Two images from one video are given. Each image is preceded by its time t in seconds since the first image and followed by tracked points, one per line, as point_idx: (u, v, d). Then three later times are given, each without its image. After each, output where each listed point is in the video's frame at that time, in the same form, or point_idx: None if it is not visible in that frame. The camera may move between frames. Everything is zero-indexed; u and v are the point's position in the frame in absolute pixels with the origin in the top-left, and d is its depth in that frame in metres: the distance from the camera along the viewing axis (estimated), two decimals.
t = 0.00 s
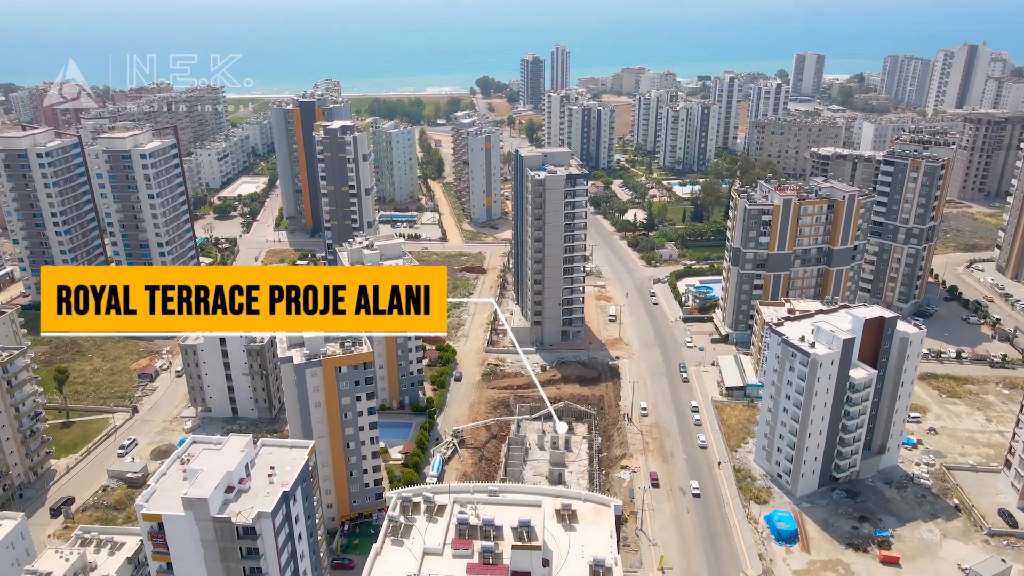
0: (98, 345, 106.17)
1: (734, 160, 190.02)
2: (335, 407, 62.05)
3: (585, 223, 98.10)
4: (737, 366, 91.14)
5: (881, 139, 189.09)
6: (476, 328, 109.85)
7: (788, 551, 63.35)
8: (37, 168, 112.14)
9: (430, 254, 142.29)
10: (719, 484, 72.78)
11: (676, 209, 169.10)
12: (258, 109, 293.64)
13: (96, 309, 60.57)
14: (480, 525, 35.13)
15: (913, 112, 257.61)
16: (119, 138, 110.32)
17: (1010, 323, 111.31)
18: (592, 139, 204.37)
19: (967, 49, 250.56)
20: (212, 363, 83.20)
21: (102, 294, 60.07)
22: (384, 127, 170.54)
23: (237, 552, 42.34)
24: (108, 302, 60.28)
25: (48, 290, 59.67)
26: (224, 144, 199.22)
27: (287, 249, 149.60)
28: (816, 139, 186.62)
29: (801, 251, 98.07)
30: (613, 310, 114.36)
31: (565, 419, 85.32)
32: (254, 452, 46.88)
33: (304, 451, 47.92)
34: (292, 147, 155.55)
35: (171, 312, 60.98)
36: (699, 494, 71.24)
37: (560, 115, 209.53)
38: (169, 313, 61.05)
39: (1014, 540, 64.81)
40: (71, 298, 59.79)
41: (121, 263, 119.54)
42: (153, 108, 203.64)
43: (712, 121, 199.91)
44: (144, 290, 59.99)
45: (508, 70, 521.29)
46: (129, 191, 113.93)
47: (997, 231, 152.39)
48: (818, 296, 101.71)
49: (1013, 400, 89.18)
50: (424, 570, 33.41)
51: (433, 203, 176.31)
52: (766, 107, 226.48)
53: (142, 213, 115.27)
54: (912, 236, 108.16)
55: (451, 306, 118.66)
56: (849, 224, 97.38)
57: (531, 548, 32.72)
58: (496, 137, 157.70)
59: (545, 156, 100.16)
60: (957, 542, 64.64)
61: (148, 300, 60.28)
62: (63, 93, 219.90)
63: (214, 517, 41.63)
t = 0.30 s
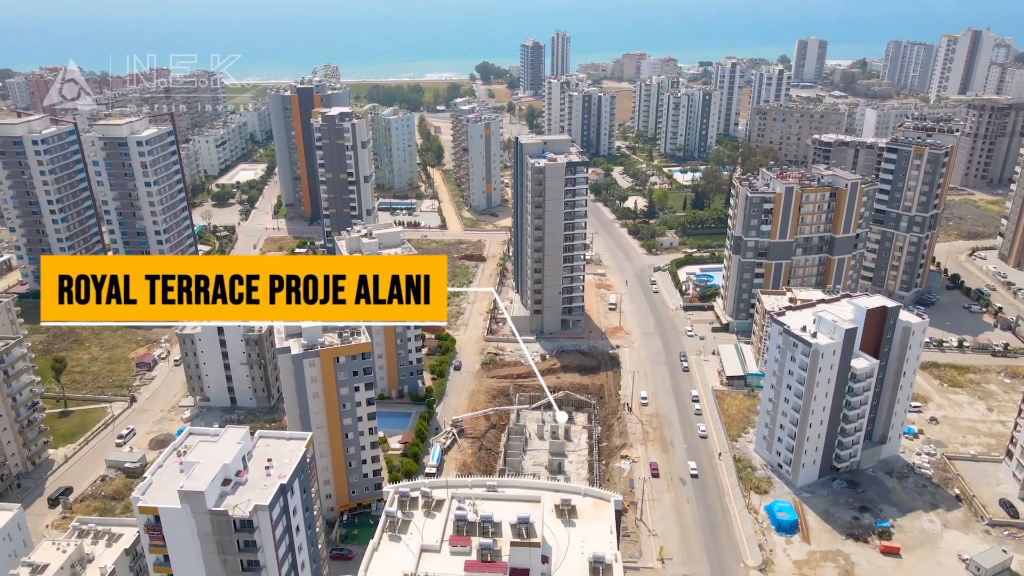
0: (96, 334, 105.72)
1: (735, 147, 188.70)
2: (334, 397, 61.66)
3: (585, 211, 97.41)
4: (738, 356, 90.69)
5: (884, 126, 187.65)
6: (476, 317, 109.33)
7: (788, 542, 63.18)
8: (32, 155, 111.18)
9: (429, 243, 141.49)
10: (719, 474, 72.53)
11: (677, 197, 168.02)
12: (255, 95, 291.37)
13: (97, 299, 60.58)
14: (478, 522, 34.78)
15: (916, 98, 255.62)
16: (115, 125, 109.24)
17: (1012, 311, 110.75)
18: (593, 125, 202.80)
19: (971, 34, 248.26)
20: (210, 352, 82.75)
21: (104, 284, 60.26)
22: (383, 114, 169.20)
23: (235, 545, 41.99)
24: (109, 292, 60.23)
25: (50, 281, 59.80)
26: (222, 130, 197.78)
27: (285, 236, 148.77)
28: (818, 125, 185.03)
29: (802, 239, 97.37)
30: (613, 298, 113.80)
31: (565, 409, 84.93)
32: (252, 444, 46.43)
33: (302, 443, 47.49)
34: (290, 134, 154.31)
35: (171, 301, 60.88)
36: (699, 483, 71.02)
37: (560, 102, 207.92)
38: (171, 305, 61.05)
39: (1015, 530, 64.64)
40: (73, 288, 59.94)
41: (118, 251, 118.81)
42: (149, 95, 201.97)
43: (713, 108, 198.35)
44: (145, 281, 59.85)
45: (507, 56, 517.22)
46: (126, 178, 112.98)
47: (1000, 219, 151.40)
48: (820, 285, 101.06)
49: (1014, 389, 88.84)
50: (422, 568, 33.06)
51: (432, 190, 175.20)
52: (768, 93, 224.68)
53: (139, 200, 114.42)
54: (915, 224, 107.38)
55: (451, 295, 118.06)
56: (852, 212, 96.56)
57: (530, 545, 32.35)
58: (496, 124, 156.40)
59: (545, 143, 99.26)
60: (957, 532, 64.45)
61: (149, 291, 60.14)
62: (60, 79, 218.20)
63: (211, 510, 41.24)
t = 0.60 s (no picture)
0: (94, 322, 105.30)
1: (737, 134, 187.33)
2: (332, 387, 61.24)
3: (585, 200, 96.57)
4: (738, 345, 90.25)
5: (887, 112, 186.16)
6: (476, 306, 108.77)
7: (788, 532, 62.98)
8: (28, 142, 110.17)
9: (429, 230, 140.70)
10: (719, 464, 72.26)
11: (678, 184, 167.00)
12: (254, 81, 289.14)
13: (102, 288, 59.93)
14: (476, 518, 34.40)
15: (919, 84, 253.66)
16: (111, 111, 108.08)
17: (1014, 300, 110.19)
18: (593, 112, 201.22)
19: (975, 19, 245.89)
20: (207, 341, 82.32)
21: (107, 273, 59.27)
22: (381, 100, 167.94)
23: (232, 538, 41.61)
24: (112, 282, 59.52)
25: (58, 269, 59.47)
26: (220, 117, 196.31)
27: (283, 224, 147.97)
28: (820, 111, 183.58)
29: (804, 227, 96.60)
30: (613, 286, 113.22)
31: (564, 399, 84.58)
32: (248, 436, 45.97)
33: (299, 435, 47.01)
34: (288, 121, 153.09)
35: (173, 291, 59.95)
36: (699, 473, 70.78)
37: (560, 88, 206.27)
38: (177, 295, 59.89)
39: (1016, 520, 64.42)
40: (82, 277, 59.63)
41: (115, 240, 118.07)
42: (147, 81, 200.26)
43: (714, 94, 196.83)
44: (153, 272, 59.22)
45: (507, 41, 513.25)
46: (122, 166, 111.99)
47: (1003, 206, 150.50)
48: (821, 274, 100.44)
49: (1016, 379, 88.43)
50: (419, 565, 32.71)
51: (432, 177, 174.09)
52: (770, 79, 222.89)
53: (136, 188, 113.53)
54: (917, 213, 106.58)
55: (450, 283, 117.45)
56: (854, 200, 95.73)
57: (529, 542, 31.94)
58: (495, 110, 155.12)
59: (545, 130, 98.29)
60: (958, 523, 64.24)
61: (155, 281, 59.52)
62: (56, 64, 216.33)
63: (207, 504, 40.84)
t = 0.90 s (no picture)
0: (91, 310, 104.86)
1: (738, 119, 185.81)
2: (330, 377, 60.78)
3: (586, 187, 95.74)
4: (739, 333, 89.73)
5: (890, 98, 184.53)
6: (475, 294, 108.10)
7: (789, 522, 62.79)
8: (23, 128, 109.14)
9: (428, 217, 139.90)
10: (720, 453, 71.96)
11: (679, 170, 165.91)
12: (252, 66, 286.97)
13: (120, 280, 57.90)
14: (475, 515, 34.07)
15: (922, 69, 251.68)
16: (106, 97, 106.97)
17: (1017, 288, 109.57)
18: (594, 97, 199.65)
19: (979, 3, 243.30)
20: (205, 330, 81.83)
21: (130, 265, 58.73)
22: (380, 86, 166.54)
23: (229, 530, 41.29)
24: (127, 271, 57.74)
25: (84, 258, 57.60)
26: (217, 102, 194.72)
27: (282, 211, 147.14)
28: (823, 97, 182.01)
29: (806, 215, 95.83)
30: (613, 274, 112.62)
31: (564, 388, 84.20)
32: (245, 428, 45.64)
33: (297, 426, 46.65)
34: (286, 107, 151.76)
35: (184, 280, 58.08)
36: (699, 463, 70.56)
37: (560, 73, 204.68)
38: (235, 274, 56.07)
39: (1017, 510, 64.24)
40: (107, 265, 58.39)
41: (112, 227, 117.26)
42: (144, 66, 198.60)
43: (716, 79, 195.22)
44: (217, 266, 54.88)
45: (507, 26, 509.04)
46: (119, 152, 110.97)
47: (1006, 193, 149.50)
48: (823, 262, 99.78)
49: (1018, 367, 88.01)
50: (416, 562, 32.39)
51: (431, 163, 172.84)
52: (772, 64, 220.97)
53: (133, 175, 112.54)
54: (920, 200, 105.70)
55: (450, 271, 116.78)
56: (857, 187, 94.88)
57: (528, 538, 31.39)
58: (495, 96, 153.75)
59: (545, 117, 97.25)
60: (959, 512, 64.03)
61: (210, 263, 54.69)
62: (51, 49, 214.40)
63: (204, 496, 40.49)
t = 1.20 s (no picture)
0: (89, 297, 104.39)
1: (740, 104, 184.19)
2: (328, 366, 60.33)
3: (586, 173, 94.86)
4: (740, 320, 89.20)
5: (893, 82, 182.77)
6: (475, 280, 107.47)
7: (788, 510, 62.62)
8: (17, 113, 108.00)
9: (427, 203, 139.00)
10: (720, 442, 71.66)
11: (680, 155, 164.62)
12: (249, 49, 284.22)
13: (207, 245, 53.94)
14: (473, 510, 33.71)
15: (926, 52, 249.29)
16: (101, 82, 105.80)
17: (1019, 274, 108.96)
18: (594, 81, 197.78)
19: None
20: (203, 317, 81.35)
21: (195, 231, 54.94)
22: (378, 70, 164.88)
23: (226, 522, 40.98)
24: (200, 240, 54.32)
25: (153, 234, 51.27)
26: (214, 86, 192.91)
27: (280, 196, 146.21)
28: (825, 81, 180.32)
29: (808, 201, 94.98)
30: (613, 260, 111.93)
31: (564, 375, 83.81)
32: (242, 418, 45.17)
33: (293, 417, 46.15)
34: (283, 91, 150.26)
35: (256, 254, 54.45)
36: (699, 451, 70.28)
37: (561, 56, 202.60)
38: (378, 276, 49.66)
39: (1018, 499, 64.06)
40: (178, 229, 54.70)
41: (109, 213, 116.38)
42: (140, 48, 196.47)
43: (718, 63, 193.35)
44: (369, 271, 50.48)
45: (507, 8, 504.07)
46: (114, 138, 109.79)
47: (1009, 178, 148.44)
48: (825, 249, 99.08)
49: (1021, 354, 87.61)
50: (414, 558, 32.07)
51: (430, 148, 171.41)
52: (775, 47, 218.76)
53: (129, 160, 111.39)
54: (924, 185, 104.73)
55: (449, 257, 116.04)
56: (859, 173, 93.96)
57: (527, 535, 30.98)
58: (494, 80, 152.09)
59: (545, 102, 96.14)
60: (960, 501, 63.86)
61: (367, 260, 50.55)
62: (47, 31, 212.30)
63: (201, 487, 40.14)
